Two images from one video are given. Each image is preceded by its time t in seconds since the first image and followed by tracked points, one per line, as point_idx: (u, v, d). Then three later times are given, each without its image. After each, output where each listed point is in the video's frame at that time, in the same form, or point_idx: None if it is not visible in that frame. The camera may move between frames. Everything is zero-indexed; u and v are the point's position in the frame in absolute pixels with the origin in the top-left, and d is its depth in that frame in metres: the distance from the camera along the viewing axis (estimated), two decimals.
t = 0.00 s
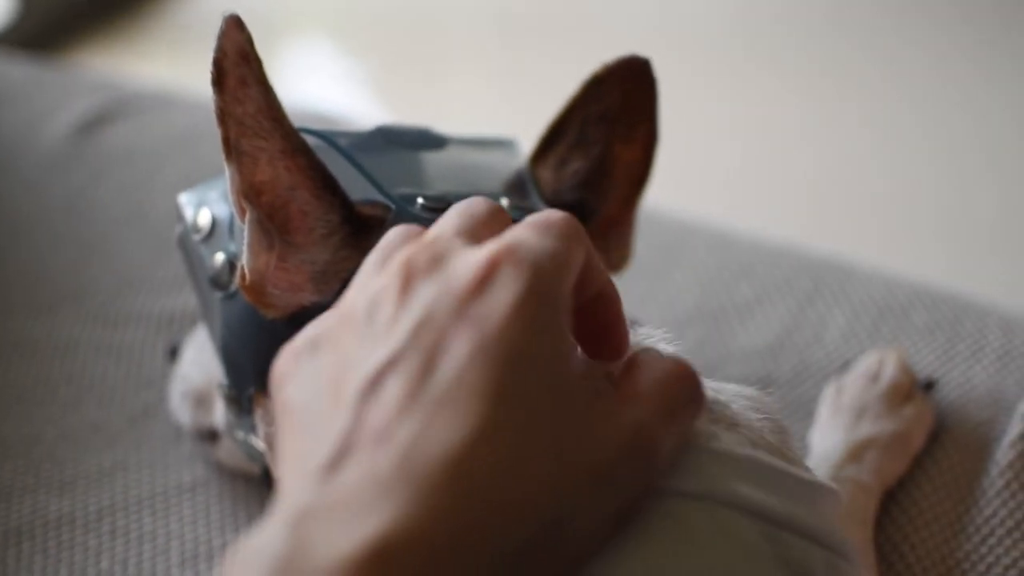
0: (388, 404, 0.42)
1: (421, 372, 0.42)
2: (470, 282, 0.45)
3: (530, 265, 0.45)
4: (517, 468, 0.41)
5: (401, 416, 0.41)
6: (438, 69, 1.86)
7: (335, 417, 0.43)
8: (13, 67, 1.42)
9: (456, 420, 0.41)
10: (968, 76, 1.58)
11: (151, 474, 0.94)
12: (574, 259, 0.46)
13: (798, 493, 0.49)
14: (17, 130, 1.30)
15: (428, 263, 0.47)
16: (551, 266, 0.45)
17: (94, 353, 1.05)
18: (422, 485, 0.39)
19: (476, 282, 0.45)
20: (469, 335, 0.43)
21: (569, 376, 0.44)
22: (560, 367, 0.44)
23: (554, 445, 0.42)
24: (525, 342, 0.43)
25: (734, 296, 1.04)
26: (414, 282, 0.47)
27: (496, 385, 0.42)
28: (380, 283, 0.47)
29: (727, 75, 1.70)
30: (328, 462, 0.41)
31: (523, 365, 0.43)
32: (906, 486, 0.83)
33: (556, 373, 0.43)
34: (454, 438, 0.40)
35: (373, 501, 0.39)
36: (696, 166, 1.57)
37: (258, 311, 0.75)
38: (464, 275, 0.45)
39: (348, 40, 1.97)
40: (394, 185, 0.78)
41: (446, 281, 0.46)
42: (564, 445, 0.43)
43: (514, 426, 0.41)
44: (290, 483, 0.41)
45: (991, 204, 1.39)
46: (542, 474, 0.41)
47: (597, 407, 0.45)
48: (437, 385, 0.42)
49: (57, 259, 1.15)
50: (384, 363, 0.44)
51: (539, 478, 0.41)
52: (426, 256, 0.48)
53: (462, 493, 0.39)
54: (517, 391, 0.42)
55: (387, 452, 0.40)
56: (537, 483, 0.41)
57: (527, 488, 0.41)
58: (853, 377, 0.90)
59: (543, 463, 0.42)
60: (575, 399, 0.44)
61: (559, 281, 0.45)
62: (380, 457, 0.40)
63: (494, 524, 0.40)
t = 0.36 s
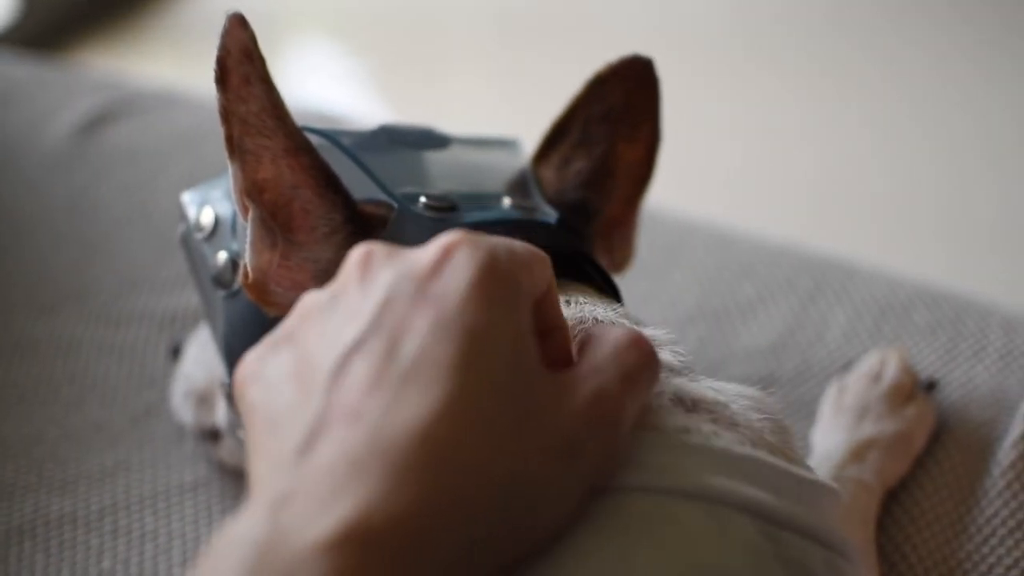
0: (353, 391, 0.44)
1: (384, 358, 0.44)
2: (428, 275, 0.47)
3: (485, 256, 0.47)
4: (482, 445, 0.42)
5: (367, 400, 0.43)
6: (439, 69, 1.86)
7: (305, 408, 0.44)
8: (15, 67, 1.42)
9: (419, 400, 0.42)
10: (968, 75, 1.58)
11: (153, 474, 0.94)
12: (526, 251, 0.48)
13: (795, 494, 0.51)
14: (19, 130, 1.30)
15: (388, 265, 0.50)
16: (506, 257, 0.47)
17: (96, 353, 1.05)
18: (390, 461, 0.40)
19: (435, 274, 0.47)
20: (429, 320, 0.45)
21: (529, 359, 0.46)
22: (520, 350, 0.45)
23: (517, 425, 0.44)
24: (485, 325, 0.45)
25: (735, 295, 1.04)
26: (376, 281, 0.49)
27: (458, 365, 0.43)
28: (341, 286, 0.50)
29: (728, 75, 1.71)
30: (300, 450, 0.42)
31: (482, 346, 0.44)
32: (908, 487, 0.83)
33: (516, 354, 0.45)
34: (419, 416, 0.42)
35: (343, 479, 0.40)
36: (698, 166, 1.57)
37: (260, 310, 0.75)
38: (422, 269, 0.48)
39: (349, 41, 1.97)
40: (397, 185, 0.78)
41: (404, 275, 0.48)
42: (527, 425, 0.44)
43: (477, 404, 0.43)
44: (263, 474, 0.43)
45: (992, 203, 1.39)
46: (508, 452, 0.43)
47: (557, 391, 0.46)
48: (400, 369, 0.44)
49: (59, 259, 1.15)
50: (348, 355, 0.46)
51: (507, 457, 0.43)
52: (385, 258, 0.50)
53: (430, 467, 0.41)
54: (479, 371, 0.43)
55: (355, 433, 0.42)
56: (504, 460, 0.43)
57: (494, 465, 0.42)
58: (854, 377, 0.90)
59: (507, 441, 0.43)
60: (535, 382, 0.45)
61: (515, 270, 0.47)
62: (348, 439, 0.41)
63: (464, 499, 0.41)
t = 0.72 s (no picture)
0: (343, 392, 0.44)
1: (374, 360, 0.44)
2: (419, 273, 0.47)
3: (476, 254, 0.47)
4: (472, 446, 0.42)
5: (356, 402, 0.43)
6: (437, 71, 1.86)
7: (296, 409, 0.44)
8: (11, 71, 1.42)
9: (408, 401, 0.42)
10: (967, 77, 1.59)
11: (149, 478, 0.94)
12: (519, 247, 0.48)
13: (792, 495, 0.51)
14: (15, 134, 1.30)
15: (378, 262, 0.49)
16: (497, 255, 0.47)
17: (92, 357, 1.05)
18: (379, 462, 0.40)
19: (425, 273, 0.47)
20: (420, 320, 0.45)
21: (520, 357, 0.45)
22: (510, 349, 0.45)
23: (507, 425, 0.44)
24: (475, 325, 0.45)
25: (732, 297, 1.04)
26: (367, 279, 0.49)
27: (447, 366, 0.43)
28: (332, 286, 0.49)
29: (727, 76, 1.71)
30: (289, 451, 0.42)
31: (472, 346, 0.44)
32: (905, 488, 0.83)
33: (508, 352, 0.45)
34: (407, 418, 0.42)
35: (332, 481, 0.40)
36: (695, 168, 1.57)
37: (256, 312, 0.75)
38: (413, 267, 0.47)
39: (347, 43, 1.97)
40: (394, 187, 0.78)
41: (395, 274, 0.48)
42: (517, 424, 0.44)
43: (466, 405, 0.43)
44: (254, 475, 0.43)
45: (989, 206, 1.40)
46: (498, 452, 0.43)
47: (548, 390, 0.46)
48: (390, 370, 0.43)
49: (56, 262, 1.15)
50: (339, 354, 0.45)
51: (496, 458, 0.43)
52: (376, 255, 0.50)
53: (418, 468, 0.41)
54: (469, 371, 0.43)
55: (344, 435, 0.42)
56: (494, 461, 0.43)
57: (483, 466, 0.42)
58: (851, 377, 0.90)
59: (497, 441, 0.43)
60: (526, 381, 0.45)
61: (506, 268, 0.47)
62: (336, 440, 0.41)
63: (453, 500, 0.41)
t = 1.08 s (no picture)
0: (342, 390, 0.44)
1: (373, 358, 0.44)
2: (420, 271, 0.47)
3: (477, 252, 0.46)
4: (470, 445, 0.42)
5: (354, 401, 0.43)
6: (436, 72, 1.86)
7: (294, 406, 0.44)
8: (9, 70, 1.42)
9: (407, 400, 0.42)
10: (966, 78, 1.59)
11: (147, 477, 0.93)
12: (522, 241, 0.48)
13: (790, 495, 0.51)
14: (12, 133, 1.30)
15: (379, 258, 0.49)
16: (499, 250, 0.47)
17: (89, 356, 1.05)
18: (376, 462, 0.40)
19: (427, 271, 0.46)
20: (419, 319, 0.45)
21: (521, 353, 0.45)
22: (510, 348, 0.45)
23: (506, 423, 0.44)
24: (476, 323, 0.45)
25: (730, 297, 1.04)
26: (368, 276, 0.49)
27: (446, 365, 0.43)
28: (332, 282, 0.49)
29: (726, 77, 1.71)
30: (288, 449, 0.43)
31: (471, 345, 0.44)
32: (902, 487, 0.83)
33: (508, 352, 0.45)
34: (405, 418, 0.42)
35: (330, 480, 0.40)
36: (693, 169, 1.57)
37: (255, 310, 0.75)
38: (414, 264, 0.47)
39: (346, 44, 1.97)
40: (393, 186, 0.78)
41: (395, 271, 0.48)
42: (516, 423, 0.44)
43: (465, 405, 0.43)
44: (251, 473, 0.43)
45: (989, 207, 1.40)
46: (496, 451, 0.43)
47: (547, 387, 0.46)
48: (388, 369, 0.44)
49: (54, 262, 1.15)
50: (338, 352, 0.45)
51: (495, 456, 0.43)
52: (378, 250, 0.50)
53: (415, 466, 0.41)
54: (469, 370, 0.43)
55: (341, 434, 0.42)
56: (491, 459, 0.43)
57: (481, 465, 0.42)
58: (848, 377, 0.90)
59: (495, 440, 0.43)
60: (527, 378, 0.45)
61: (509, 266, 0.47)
62: (334, 439, 0.42)
63: (450, 498, 0.41)
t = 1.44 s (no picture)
0: (342, 397, 0.44)
1: (373, 363, 0.44)
2: (420, 279, 0.47)
3: (477, 264, 0.47)
4: (470, 451, 0.42)
5: (354, 405, 0.43)
6: (433, 75, 1.86)
7: (294, 412, 0.44)
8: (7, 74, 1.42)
9: (407, 406, 0.42)
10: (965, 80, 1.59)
11: (144, 481, 0.93)
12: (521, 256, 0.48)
13: (788, 499, 0.51)
14: (9, 136, 1.30)
15: (378, 268, 0.49)
16: (499, 263, 0.47)
17: (86, 359, 1.05)
18: (375, 467, 0.40)
19: (427, 280, 0.47)
20: (419, 326, 0.45)
21: (521, 361, 0.45)
22: (508, 355, 0.45)
23: (505, 429, 0.44)
24: (477, 333, 0.45)
25: (726, 300, 1.04)
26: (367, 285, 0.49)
27: (447, 373, 0.43)
28: (333, 289, 0.49)
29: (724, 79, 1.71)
30: (287, 455, 0.43)
31: (473, 353, 0.44)
32: (899, 490, 0.83)
33: (507, 360, 0.45)
34: (405, 423, 0.42)
35: (329, 485, 0.40)
36: (692, 171, 1.57)
37: (252, 314, 0.75)
38: (414, 273, 0.47)
39: (344, 47, 1.97)
40: (390, 190, 0.78)
41: (395, 279, 0.48)
42: (516, 429, 0.44)
43: (465, 411, 0.43)
44: (251, 480, 0.43)
45: (988, 207, 1.40)
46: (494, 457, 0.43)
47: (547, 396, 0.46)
48: (388, 375, 0.43)
49: (51, 265, 1.15)
50: (339, 359, 0.46)
51: (491, 460, 0.43)
52: (377, 262, 0.50)
53: (415, 472, 0.41)
54: (469, 377, 0.43)
55: (342, 439, 0.42)
56: (490, 465, 0.43)
57: (480, 471, 0.42)
58: (845, 381, 0.90)
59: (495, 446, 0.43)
60: (527, 386, 0.45)
61: (509, 279, 0.47)
62: (334, 445, 0.42)
63: (448, 504, 0.41)
